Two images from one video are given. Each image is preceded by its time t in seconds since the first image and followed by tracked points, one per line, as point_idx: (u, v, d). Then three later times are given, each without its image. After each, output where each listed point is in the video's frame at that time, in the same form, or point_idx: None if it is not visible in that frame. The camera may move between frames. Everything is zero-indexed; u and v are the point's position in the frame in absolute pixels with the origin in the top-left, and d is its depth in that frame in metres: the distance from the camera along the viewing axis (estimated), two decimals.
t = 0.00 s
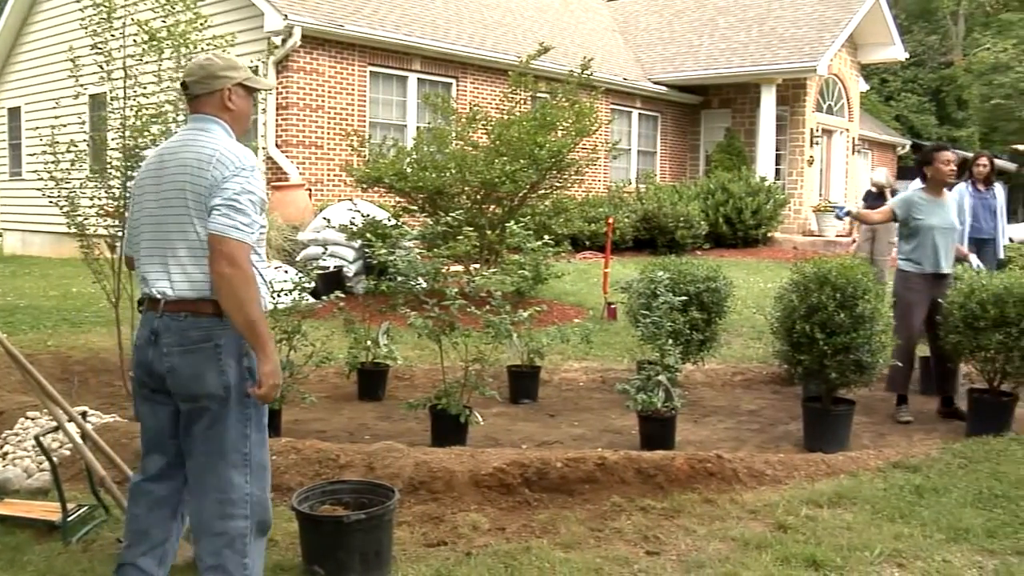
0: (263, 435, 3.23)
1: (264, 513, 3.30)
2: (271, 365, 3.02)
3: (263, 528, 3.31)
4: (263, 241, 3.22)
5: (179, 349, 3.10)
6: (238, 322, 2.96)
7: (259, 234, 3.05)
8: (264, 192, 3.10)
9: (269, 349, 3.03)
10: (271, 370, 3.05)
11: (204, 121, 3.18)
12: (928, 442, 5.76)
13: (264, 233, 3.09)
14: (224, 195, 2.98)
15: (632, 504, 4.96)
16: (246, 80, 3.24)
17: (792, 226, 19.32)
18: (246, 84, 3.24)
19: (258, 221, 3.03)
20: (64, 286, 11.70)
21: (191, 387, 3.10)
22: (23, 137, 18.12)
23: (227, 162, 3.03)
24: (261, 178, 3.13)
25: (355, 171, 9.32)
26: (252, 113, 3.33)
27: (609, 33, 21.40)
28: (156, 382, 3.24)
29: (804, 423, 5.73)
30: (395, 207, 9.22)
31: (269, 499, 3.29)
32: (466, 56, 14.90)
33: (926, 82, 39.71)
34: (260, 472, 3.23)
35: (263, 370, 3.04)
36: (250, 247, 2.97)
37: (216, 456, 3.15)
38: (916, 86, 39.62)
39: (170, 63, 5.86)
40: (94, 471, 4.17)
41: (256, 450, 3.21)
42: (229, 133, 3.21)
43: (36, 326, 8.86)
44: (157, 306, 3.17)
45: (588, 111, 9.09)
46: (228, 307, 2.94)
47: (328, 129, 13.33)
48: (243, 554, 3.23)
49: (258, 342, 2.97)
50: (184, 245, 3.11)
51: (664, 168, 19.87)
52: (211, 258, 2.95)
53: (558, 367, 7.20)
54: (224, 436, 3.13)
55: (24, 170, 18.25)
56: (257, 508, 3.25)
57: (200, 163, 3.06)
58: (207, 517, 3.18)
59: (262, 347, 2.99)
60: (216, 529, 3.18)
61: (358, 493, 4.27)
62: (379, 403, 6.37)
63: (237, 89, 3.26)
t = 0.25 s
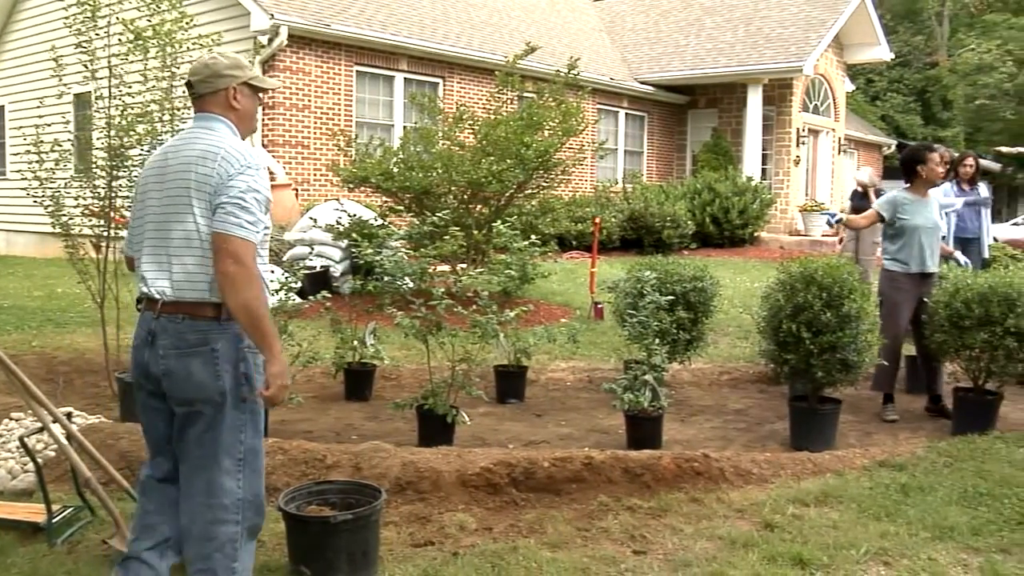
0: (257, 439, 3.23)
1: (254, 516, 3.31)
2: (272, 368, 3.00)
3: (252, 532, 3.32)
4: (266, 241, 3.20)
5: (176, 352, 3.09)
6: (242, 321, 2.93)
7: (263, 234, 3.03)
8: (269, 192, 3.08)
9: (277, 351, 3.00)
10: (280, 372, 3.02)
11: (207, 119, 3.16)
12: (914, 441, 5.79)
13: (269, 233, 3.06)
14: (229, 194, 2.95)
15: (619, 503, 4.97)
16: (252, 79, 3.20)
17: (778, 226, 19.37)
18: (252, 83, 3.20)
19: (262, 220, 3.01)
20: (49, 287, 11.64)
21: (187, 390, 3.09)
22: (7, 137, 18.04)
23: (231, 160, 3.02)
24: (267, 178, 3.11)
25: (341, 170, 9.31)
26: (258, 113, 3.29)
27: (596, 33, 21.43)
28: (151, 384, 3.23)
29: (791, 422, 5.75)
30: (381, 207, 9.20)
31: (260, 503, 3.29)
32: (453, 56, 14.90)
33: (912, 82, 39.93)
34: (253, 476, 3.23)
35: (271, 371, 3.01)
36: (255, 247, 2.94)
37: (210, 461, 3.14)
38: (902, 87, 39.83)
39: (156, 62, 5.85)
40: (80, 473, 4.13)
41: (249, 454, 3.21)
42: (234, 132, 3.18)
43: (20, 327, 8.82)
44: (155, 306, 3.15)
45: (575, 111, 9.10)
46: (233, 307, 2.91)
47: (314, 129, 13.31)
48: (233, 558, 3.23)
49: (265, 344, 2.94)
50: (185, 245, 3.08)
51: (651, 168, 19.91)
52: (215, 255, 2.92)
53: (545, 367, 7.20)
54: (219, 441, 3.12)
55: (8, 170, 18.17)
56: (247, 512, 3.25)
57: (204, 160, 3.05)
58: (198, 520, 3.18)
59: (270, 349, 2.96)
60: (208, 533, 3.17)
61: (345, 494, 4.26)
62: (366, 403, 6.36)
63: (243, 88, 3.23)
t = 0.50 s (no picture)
0: (244, 441, 3.21)
1: (241, 519, 3.28)
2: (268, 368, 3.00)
3: (239, 534, 3.30)
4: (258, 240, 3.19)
5: (164, 352, 3.08)
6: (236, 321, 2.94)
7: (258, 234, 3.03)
8: (264, 192, 3.07)
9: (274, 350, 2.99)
10: (279, 371, 3.01)
11: (201, 117, 3.14)
12: (899, 440, 5.81)
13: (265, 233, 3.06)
14: (224, 194, 2.95)
15: (605, 503, 4.97)
16: (247, 78, 3.19)
17: (765, 225, 19.43)
18: (247, 82, 3.19)
19: (256, 220, 3.01)
20: (33, 287, 11.58)
21: (174, 391, 3.07)
22: None
23: (224, 159, 3.01)
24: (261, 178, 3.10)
25: (328, 170, 9.29)
26: (253, 112, 3.27)
27: (583, 33, 21.43)
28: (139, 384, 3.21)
29: (777, 421, 5.76)
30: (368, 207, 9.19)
31: (246, 505, 3.28)
32: (439, 55, 14.90)
33: (897, 82, 40.15)
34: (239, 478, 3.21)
35: (271, 370, 3.00)
36: (250, 247, 2.95)
37: (195, 463, 3.12)
38: (888, 87, 40.05)
39: (141, 61, 5.82)
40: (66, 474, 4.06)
41: (236, 457, 3.19)
42: (228, 131, 3.17)
43: (4, 328, 8.77)
44: (145, 306, 3.14)
45: (561, 111, 9.11)
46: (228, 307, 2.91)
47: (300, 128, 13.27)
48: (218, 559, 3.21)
49: (262, 344, 2.94)
50: (176, 245, 3.06)
51: (637, 168, 19.94)
52: (209, 255, 2.93)
53: (532, 367, 7.20)
54: (205, 442, 3.10)
55: None
56: (234, 514, 3.23)
57: (196, 159, 3.04)
58: (185, 522, 3.16)
59: (268, 348, 2.96)
60: (195, 535, 3.16)
61: (332, 494, 4.25)
62: (352, 403, 6.34)
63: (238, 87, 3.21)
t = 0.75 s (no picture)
0: (235, 439, 3.20)
1: (230, 516, 3.28)
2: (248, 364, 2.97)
3: (229, 531, 3.30)
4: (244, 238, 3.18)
5: (154, 350, 3.07)
6: (218, 320, 2.92)
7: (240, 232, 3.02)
8: (245, 189, 3.06)
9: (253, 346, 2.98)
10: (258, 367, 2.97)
11: (182, 117, 3.13)
12: (885, 438, 5.83)
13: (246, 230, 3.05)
14: (204, 193, 2.95)
15: (592, 502, 4.98)
16: (226, 75, 3.18)
17: (750, 225, 19.38)
18: (226, 79, 3.18)
19: (237, 218, 2.99)
20: (18, 288, 11.53)
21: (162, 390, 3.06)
22: None
23: (205, 158, 2.99)
24: (243, 175, 3.09)
25: (314, 169, 9.28)
26: (234, 109, 3.27)
27: (569, 33, 21.44)
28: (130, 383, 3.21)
29: (763, 421, 5.77)
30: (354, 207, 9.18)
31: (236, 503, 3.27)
32: (426, 55, 14.90)
33: (882, 83, 40.39)
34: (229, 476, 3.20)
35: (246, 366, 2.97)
36: (231, 245, 2.94)
37: (185, 460, 3.11)
38: (873, 87, 40.31)
39: (126, 60, 5.80)
40: (49, 476, 4.06)
41: (226, 454, 3.18)
42: (209, 129, 3.16)
43: None
44: (135, 305, 3.14)
45: (547, 110, 9.07)
46: (208, 307, 2.91)
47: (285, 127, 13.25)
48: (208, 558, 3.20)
49: (241, 341, 2.93)
50: (161, 245, 3.06)
51: (624, 167, 19.97)
52: (190, 255, 2.92)
53: (518, 366, 7.20)
54: (196, 440, 3.10)
55: None
56: (224, 512, 3.22)
57: (178, 158, 3.02)
58: (174, 520, 3.15)
59: (247, 345, 2.94)
60: (183, 533, 3.15)
61: (318, 494, 4.24)
62: (338, 403, 6.33)
63: (217, 84, 3.21)
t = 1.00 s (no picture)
0: (218, 435, 3.20)
1: (213, 514, 3.27)
2: (223, 362, 2.99)
3: (213, 530, 3.28)
4: (223, 236, 3.17)
5: (137, 349, 3.05)
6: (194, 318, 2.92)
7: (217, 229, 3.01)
8: (222, 186, 3.05)
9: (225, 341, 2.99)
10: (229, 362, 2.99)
11: (159, 115, 3.12)
12: (870, 437, 5.85)
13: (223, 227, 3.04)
14: (182, 191, 2.93)
15: (578, 502, 4.98)
16: (202, 74, 3.16)
17: (736, 225, 19.45)
18: (202, 78, 3.16)
19: (215, 216, 2.99)
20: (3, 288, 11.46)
21: (145, 387, 3.05)
22: None
23: (182, 156, 2.98)
24: (219, 172, 3.08)
25: (300, 169, 9.25)
26: (210, 108, 3.26)
27: (555, 33, 21.45)
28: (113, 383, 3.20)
29: (748, 420, 5.79)
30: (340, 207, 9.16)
31: (221, 500, 3.26)
32: (412, 54, 14.89)
33: (867, 83, 40.64)
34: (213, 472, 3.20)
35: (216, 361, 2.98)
36: (208, 242, 2.94)
37: (169, 458, 3.11)
38: (857, 87, 40.57)
39: (110, 59, 5.75)
40: (32, 477, 4.03)
41: (209, 450, 3.18)
42: (186, 127, 3.14)
43: None
44: (116, 304, 3.12)
45: (534, 110, 9.06)
46: (184, 302, 2.91)
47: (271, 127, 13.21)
48: (192, 556, 3.19)
49: (212, 336, 2.94)
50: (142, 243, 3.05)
51: (610, 167, 19.99)
52: (167, 253, 2.91)
53: (505, 366, 7.20)
54: (180, 437, 3.10)
55: None
56: (208, 509, 3.21)
57: (156, 156, 3.01)
58: (157, 519, 3.13)
59: (216, 341, 2.95)
60: (167, 531, 3.13)
61: (304, 494, 4.23)
62: (324, 403, 6.32)
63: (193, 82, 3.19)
